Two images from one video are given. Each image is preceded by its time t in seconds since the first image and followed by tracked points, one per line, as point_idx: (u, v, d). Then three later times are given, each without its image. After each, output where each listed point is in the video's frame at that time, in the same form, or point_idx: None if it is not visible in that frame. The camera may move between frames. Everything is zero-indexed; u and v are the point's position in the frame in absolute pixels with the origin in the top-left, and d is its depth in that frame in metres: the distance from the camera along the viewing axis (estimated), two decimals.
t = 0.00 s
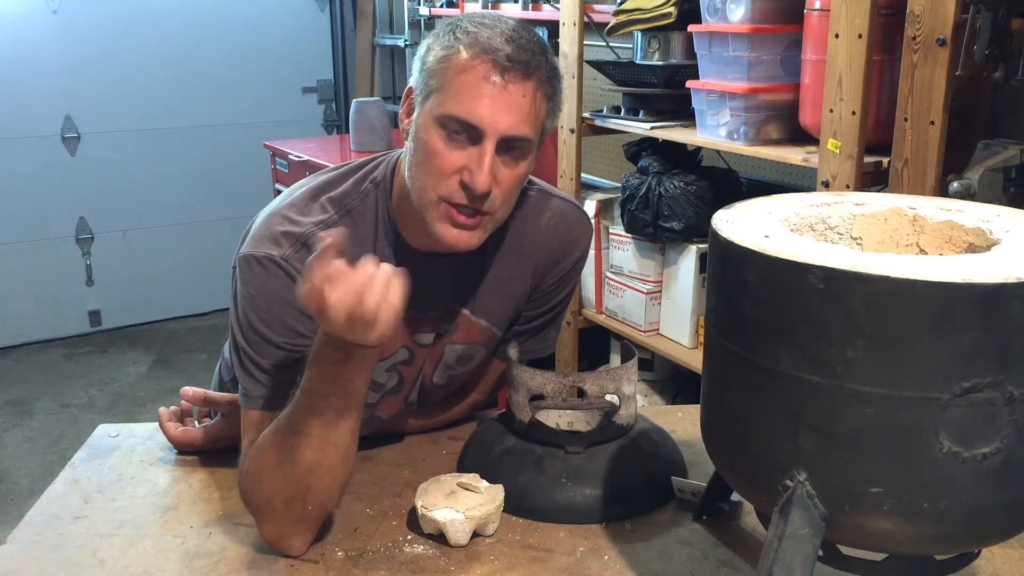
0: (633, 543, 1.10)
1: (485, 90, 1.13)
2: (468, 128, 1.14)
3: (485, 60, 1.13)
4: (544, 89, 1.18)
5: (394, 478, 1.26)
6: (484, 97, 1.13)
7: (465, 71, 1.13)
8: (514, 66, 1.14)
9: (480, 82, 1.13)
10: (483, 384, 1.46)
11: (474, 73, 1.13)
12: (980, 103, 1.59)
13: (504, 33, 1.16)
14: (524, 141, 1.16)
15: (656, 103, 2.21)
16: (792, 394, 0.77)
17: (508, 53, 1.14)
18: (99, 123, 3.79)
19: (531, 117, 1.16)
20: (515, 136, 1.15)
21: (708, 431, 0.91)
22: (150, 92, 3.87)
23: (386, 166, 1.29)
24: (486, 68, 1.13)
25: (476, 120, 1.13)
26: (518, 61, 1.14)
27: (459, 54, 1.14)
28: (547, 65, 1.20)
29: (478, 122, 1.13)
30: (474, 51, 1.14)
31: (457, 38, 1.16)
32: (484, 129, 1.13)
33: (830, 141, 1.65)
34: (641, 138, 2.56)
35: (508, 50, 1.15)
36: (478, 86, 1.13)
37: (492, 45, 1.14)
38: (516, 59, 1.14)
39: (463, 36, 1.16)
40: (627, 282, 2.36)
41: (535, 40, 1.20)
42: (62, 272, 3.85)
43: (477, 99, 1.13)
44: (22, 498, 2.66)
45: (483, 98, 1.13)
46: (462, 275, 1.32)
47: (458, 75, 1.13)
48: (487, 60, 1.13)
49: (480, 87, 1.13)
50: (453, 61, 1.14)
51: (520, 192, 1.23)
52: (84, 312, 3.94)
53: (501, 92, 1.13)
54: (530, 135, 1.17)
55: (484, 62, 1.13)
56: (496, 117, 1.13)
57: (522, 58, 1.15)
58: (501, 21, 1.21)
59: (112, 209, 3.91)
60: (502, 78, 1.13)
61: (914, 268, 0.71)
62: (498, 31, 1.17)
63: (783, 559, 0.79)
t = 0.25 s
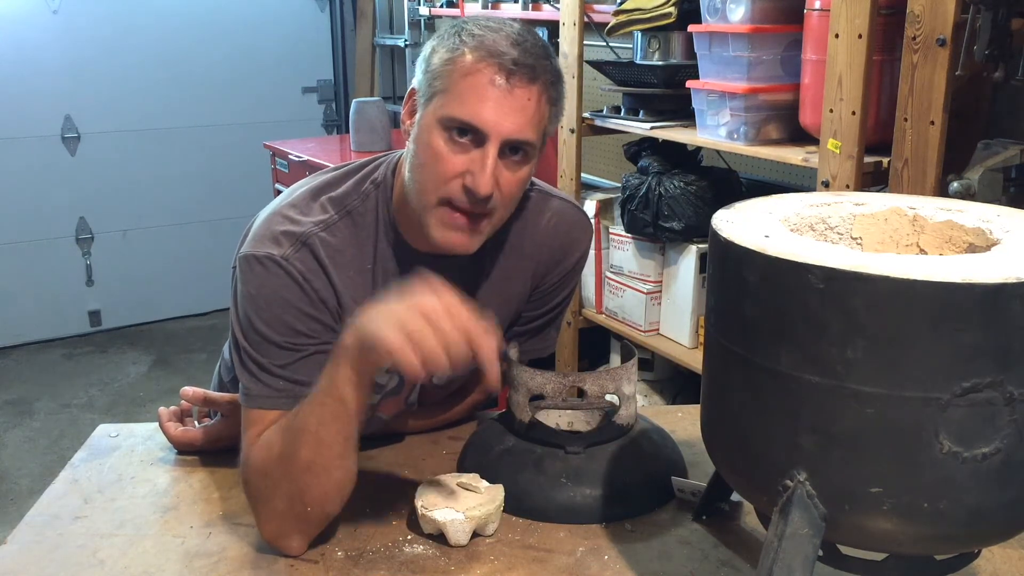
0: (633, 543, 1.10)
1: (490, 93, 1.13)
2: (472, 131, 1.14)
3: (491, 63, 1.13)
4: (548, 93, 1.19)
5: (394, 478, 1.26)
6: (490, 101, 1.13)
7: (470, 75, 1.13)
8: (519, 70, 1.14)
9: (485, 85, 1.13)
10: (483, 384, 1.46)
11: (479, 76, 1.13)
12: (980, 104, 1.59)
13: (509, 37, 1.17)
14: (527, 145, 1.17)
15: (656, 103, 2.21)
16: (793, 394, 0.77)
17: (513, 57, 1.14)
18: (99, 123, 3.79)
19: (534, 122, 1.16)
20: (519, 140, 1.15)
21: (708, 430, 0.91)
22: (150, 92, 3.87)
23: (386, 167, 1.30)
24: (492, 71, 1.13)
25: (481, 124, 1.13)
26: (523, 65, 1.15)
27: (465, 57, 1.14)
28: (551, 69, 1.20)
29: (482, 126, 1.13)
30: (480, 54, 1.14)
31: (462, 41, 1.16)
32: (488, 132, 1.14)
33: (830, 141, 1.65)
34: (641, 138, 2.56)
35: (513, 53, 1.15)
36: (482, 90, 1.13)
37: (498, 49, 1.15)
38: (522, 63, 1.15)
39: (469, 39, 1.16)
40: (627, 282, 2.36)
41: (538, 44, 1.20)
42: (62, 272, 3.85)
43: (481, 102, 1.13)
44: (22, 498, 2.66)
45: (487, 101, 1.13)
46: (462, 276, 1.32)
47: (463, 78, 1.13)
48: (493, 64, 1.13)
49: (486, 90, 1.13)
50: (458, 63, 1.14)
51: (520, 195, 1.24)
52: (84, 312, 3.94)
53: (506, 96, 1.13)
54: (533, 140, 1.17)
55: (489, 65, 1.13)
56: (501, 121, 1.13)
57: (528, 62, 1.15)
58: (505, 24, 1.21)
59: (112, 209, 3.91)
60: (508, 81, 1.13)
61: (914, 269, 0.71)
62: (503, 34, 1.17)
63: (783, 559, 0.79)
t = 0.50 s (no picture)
0: (633, 543, 1.10)
1: (484, 94, 1.12)
2: (467, 133, 1.14)
3: (485, 64, 1.13)
4: (544, 94, 1.18)
5: (394, 479, 1.26)
6: (483, 102, 1.12)
7: (464, 76, 1.13)
8: (513, 71, 1.14)
9: (479, 87, 1.13)
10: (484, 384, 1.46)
11: (473, 78, 1.13)
12: (980, 104, 1.59)
13: (504, 38, 1.16)
14: (524, 146, 1.16)
15: (656, 103, 2.21)
16: (792, 394, 0.77)
17: (508, 58, 1.14)
18: (99, 123, 3.79)
19: (530, 123, 1.16)
20: (514, 142, 1.15)
21: (708, 430, 0.91)
22: (150, 92, 3.87)
23: (388, 168, 1.30)
24: (485, 73, 1.13)
25: (475, 125, 1.13)
26: (517, 66, 1.14)
27: (459, 58, 1.14)
28: (548, 70, 1.20)
29: (477, 127, 1.13)
30: (474, 56, 1.14)
31: (456, 43, 1.16)
32: (482, 134, 1.13)
33: (830, 141, 1.65)
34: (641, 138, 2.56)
35: (507, 55, 1.14)
36: (476, 91, 1.13)
37: (492, 50, 1.14)
38: (516, 64, 1.14)
39: (464, 41, 1.16)
40: (627, 282, 2.36)
41: (534, 45, 1.20)
42: (62, 272, 3.85)
43: (475, 103, 1.12)
44: (22, 498, 2.66)
45: (481, 102, 1.12)
46: (462, 276, 1.32)
47: (457, 80, 1.13)
48: (486, 65, 1.13)
49: (479, 92, 1.12)
50: (452, 65, 1.14)
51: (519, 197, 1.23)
52: (84, 312, 3.94)
53: (500, 97, 1.13)
54: (529, 141, 1.17)
55: (483, 66, 1.13)
56: (495, 122, 1.13)
57: (522, 63, 1.15)
58: (501, 25, 1.21)
59: (112, 209, 3.91)
60: (501, 83, 1.13)
61: (914, 269, 0.70)
62: (498, 35, 1.17)
63: (783, 559, 0.79)
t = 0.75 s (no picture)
0: (633, 543, 1.10)
1: (497, 103, 1.11)
2: (479, 141, 1.12)
3: (497, 72, 1.12)
4: (553, 99, 1.18)
5: (394, 479, 1.26)
6: (496, 110, 1.11)
7: (475, 84, 1.11)
8: (526, 80, 1.13)
9: (491, 95, 1.11)
10: (484, 385, 1.46)
11: (486, 87, 1.11)
12: (980, 104, 1.59)
13: (513, 44, 1.15)
14: (535, 152, 1.16)
15: (656, 103, 2.21)
16: (792, 394, 0.78)
17: (519, 65, 1.13)
18: (99, 123, 3.79)
19: (541, 129, 1.15)
20: (526, 148, 1.14)
21: (708, 430, 0.91)
22: (150, 92, 3.87)
23: (388, 167, 1.29)
24: (498, 81, 1.11)
25: (488, 134, 1.11)
26: (529, 75, 1.13)
27: (470, 66, 1.12)
28: (555, 75, 1.19)
29: (490, 136, 1.11)
30: (484, 63, 1.12)
31: (465, 49, 1.14)
32: (495, 142, 1.12)
33: (830, 141, 1.65)
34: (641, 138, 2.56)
35: (518, 61, 1.13)
36: (489, 100, 1.11)
37: (502, 57, 1.13)
38: (528, 72, 1.13)
39: (472, 47, 1.14)
40: (627, 282, 2.36)
41: (541, 49, 1.19)
42: (62, 272, 3.85)
43: (488, 112, 1.11)
44: (23, 498, 2.66)
45: (494, 111, 1.11)
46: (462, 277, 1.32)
47: (469, 88, 1.12)
48: (499, 73, 1.11)
49: (492, 100, 1.11)
50: (462, 73, 1.12)
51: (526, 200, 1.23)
52: (84, 312, 3.94)
53: (513, 106, 1.11)
54: (540, 147, 1.16)
55: (495, 74, 1.11)
56: (508, 130, 1.11)
57: (534, 70, 1.14)
58: (506, 28, 1.19)
59: (112, 210, 3.91)
60: (514, 92, 1.11)
61: (914, 269, 0.71)
62: (507, 41, 1.15)
63: (783, 559, 0.79)
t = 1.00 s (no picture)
0: (633, 543, 1.10)
1: (513, 110, 1.11)
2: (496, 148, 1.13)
3: (514, 81, 1.12)
4: (563, 106, 1.19)
5: (394, 478, 1.26)
6: (514, 119, 1.11)
7: (491, 92, 1.11)
8: (542, 88, 1.14)
9: (507, 102, 1.11)
10: (484, 385, 1.46)
11: (502, 94, 1.11)
12: (980, 103, 1.59)
13: (527, 53, 1.15)
14: (547, 159, 1.17)
15: (656, 103, 2.21)
16: (792, 394, 0.78)
17: (532, 72, 1.13)
18: (99, 123, 3.79)
19: (554, 136, 1.16)
20: (540, 155, 1.15)
21: (708, 430, 0.91)
22: (149, 92, 3.87)
23: (389, 168, 1.29)
24: (515, 89, 1.11)
25: (505, 142, 1.11)
26: (545, 83, 1.14)
27: (484, 73, 1.12)
28: (563, 82, 1.20)
29: (507, 143, 1.11)
30: (500, 72, 1.12)
31: (479, 57, 1.14)
32: (514, 150, 1.12)
33: (830, 141, 1.65)
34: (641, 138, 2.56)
35: (531, 68, 1.14)
36: (505, 107, 1.11)
37: (515, 64, 1.13)
38: (543, 79, 1.14)
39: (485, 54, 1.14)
40: (627, 282, 2.36)
41: (550, 57, 1.20)
42: (62, 272, 3.85)
43: (505, 120, 1.11)
44: (22, 498, 2.66)
45: (511, 119, 1.11)
46: (462, 278, 1.32)
47: (484, 96, 1.12)
48: (514, 81, 1.12)
49: (511, 109, 1.11)
50: (476, 81, 1.12)
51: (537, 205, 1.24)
52: (84, 312, 3.94)
53: (529, 112, 1.12)
54: (552, 154, 1.17)
55: (511, 82, 1.12)
56: (527, 138, 1.12)
57: (547, 77, 1.15)
58: (513, 35, 1.20)
59: (112, 210, 3.91)
60: (531, 101, 1.12)
61: (914, 269, 0.71)
62: (518, 48, 1.16)
63: (783, 559, 0.79)
